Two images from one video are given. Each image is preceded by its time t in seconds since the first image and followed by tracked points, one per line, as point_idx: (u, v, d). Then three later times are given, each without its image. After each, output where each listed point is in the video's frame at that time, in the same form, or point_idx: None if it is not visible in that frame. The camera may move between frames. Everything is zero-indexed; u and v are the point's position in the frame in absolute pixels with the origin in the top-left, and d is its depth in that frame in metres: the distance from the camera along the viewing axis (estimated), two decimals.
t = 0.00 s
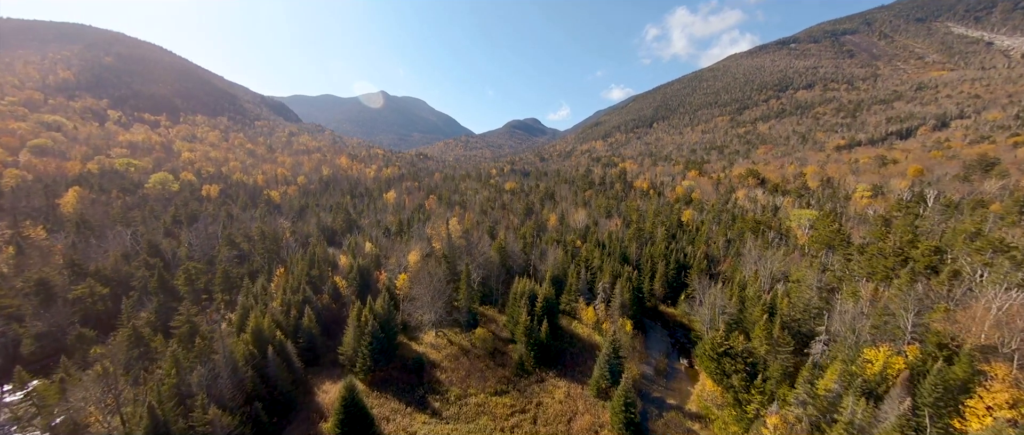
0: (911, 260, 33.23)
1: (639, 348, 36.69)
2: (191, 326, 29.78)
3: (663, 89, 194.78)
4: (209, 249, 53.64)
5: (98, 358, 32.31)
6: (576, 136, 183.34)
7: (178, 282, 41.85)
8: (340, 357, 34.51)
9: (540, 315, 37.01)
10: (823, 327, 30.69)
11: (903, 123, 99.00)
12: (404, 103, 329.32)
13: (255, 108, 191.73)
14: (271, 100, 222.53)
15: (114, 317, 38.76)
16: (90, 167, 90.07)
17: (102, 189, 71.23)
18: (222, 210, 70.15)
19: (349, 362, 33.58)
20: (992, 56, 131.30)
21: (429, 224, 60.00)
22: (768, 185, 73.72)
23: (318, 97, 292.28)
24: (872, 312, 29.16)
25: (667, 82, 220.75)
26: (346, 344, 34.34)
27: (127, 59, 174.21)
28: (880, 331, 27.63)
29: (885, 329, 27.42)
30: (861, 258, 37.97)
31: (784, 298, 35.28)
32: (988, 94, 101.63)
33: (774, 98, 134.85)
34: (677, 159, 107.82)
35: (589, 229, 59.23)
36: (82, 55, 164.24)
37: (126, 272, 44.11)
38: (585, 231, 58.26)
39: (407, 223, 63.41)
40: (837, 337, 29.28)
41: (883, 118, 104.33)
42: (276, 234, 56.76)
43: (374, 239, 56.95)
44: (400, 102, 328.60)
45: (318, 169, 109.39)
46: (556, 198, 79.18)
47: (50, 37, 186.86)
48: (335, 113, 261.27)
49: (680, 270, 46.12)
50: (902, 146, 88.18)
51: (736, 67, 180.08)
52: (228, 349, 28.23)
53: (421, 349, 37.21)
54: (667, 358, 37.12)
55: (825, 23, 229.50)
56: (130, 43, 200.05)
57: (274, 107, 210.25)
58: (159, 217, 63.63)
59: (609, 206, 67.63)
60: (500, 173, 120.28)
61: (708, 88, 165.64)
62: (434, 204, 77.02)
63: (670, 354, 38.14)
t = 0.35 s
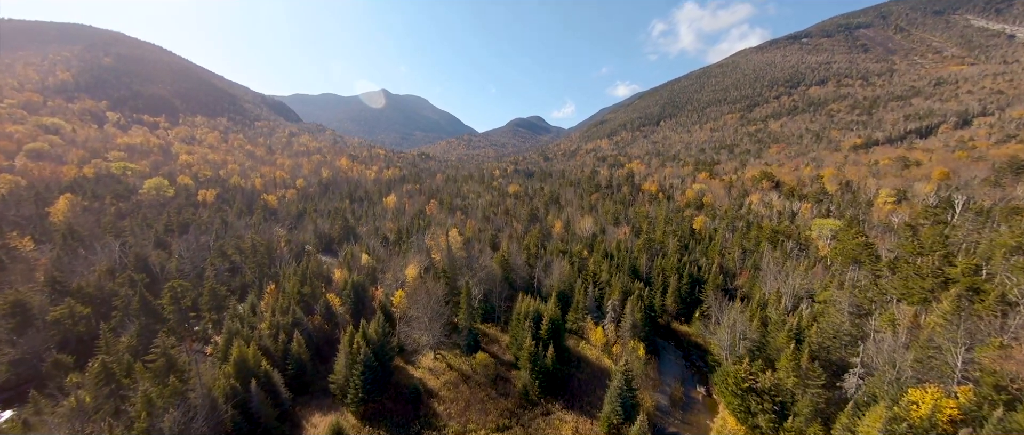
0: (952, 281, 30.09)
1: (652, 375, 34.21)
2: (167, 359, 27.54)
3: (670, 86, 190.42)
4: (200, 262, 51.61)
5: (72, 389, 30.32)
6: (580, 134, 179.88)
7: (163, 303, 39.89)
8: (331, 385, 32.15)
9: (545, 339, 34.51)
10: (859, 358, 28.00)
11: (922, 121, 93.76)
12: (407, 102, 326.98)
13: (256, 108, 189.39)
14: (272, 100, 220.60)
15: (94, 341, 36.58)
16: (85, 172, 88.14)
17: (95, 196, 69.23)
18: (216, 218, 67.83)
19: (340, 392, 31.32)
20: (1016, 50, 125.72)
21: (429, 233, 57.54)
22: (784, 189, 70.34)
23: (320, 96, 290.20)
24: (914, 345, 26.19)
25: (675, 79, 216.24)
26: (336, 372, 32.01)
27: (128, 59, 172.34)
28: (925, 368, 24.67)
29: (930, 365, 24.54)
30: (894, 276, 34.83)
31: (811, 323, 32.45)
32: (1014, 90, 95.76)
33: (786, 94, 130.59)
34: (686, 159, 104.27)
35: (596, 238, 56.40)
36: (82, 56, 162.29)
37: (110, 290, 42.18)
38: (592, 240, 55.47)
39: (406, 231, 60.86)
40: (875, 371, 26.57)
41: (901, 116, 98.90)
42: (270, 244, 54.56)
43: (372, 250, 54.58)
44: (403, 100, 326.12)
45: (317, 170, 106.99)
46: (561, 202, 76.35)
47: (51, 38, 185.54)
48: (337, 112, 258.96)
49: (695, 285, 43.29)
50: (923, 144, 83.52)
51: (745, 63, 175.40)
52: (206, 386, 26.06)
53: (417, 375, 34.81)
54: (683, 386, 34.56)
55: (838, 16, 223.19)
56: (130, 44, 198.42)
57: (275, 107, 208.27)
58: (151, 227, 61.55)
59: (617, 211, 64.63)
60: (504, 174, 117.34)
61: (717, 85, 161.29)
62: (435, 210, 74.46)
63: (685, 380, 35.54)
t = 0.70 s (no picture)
0: (1005, 308, 24.46)
1: (668, 407, 31.88)
2: (141, 396, 25.51)
3: (680, 83, 185.92)
4: (193, 275, 49.80)
5: (48, 422, 28.61)
6: (587, 132, 176.26)
7: (151, 323, 38.21)
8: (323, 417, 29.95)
9: (551, 367, 32.10)
10: (903, 397, 25.33)
11: (946, 118, 87.90)
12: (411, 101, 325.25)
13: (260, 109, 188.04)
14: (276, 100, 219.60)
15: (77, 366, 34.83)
16: (84, 177, 86.87)
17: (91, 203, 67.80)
18: (213, 225, 66.07)
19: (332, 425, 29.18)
20: None
21: (430, 243, 55.20)
22: (803, 193, 66.75)
23: (324, 95, 289.07)
24: (967, 385, 22.96)
25: (684, 76, 211.44)
26: (329, 402, 29.86)
27: (132, 60, 171.32)
28: (982, 413, 21.24)
29: (989, 410, 21.16)
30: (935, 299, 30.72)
31: (845, 351, 29.61)
32: None
33: (801, 91, 125.91)
34: (697, 159, 100.75)
35: (605, 248, 53.56)
36: (86, 57, 161.37)
37: (98, 308, 40.60)
38: (601, 251, 52.70)
39: (406, 241, 58.47)
40: (922, 413, 23.84)
41: (924, 112, 93.64)
42: (265, 255, 52.60)
43: (370, 261, 52.35)
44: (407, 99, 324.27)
45: (319, 172, 104.68)
46: (568, 207, 73.63)
47: (57, 40, 185.47)
48: (340, 112, 257.82)
49: (712, 303, 40.47)
50: (948, 142, 78.61)
51: (758, 58, 170.24)
52: (183, 430, 24.18)
53: (415, 405, 32.73)
54: (702, 417, 32.08)
55: (855, 9, 215.89)
56: (135, 45, 197.72)
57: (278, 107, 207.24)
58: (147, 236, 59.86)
59: (627, 218, 61.73)
60: (509, 175, 114.48)
61: (728, 80, 156.58)
62: (437, 216, 72.17)
63: (705, 410, 33.09)
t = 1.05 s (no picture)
0: None
1: None
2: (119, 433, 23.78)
3: (691, 79, 180.96)
4: (191, 288, 48.43)
5: None
6: (595, 131, 172.68)
7: (144, 343, 36.84)
8: None
9: (560, 397, 29.93)
10: None
11: (978, 114, 82.42)
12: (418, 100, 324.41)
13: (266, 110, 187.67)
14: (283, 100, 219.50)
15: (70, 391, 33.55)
16: (91, 183, 86.40)
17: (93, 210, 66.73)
18: (215, 234, 64.87)
19: None
20: None
21: (434, 253, 53.17)
22: (827, 198, 63.01)
23: (331, 94, 288.86)
24: None
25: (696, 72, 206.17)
26: None
27: (142, 63, 171.78)
28: None
29: None
30: (987, 326, 27.07)
31: (886, 384, 26.78)
32: None
33: (820, 86, 120.87)
34: (712, 158, 96.81)
35: (617, 258, 50.85)
36: (96, 60, 161.80)
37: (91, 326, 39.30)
38: (612, 262, 50.04)
39: (409, 250, 56.37)
40: None
41: (954, 108, 88.66)
42: (265, 266, 51.05)
43: (372, 273, 50.50)
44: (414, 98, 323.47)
45: (324, 174, 103.13)
46: (577, 212, 70.93)
47: (69, 45, 186.50)
48: (346, 112, 257.48)
49: (734, 322, 37.78)
50: (984, 140, 73.64)
51: (774, 52, 164.67)
52: None
53: None
54: None
55: None
56: (144, 48, 198.66)
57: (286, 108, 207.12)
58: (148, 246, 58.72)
59: (639, 223, 58.82)
60: (516, 176, 111.88)
61: (743, 76, 151.62)
62: (442, 222, 70.04)
63: None
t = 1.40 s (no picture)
0: None
1: None
2: None
3: (708, 75, 175.07)
4: (194, 301, 47.13)
5: None
6: (608, 129, 168.60)
7: (142, 364, 35.45)
8: None
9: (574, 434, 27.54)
10: None
11: None
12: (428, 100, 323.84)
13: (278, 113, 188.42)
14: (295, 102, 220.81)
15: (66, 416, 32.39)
16: (104, 189, 86.78)
17: (104, 219, 66.11)
18: (222, 242, 63.88)
19: None
20: None
21: (442, 266, 51.05)
22: (860, 203, 58.78)
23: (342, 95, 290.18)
24: None
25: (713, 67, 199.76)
26: None
27: (157, 67, 173.94)
28: None
29: None
30: None
31: (946, 429, 23.57)
32: None
33: (848, 80, 114.63)
34: (733, 158, 92.38)
35: (634, 272, 47.87)
36: (113, 65, 164.28)
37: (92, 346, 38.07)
38: (629, 276, 47.18)
39: (416, 261, 54.40)
40: None
41: (999, 102, 82.33)
42: (269, 279, 49.61)
43: (377, 286, 48.58)
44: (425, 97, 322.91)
45: (333, 178, 101.92)
46: (591, 218, 67.95)
47: (88, 51, 189.34)
48: (357, 113, 258.32)
49: (765, 347, 34.75)
50: None
51: (797, 45, 157.73)
52: None
53: None
54: None
55: None
56: (160, 53, 201.35)
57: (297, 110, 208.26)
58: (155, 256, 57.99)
59: (656, 231, 55.64)
60: (527, 178, 109.18)
61: (764, 71, 145.50)
62: (451, 230, 67.89)
63: None
